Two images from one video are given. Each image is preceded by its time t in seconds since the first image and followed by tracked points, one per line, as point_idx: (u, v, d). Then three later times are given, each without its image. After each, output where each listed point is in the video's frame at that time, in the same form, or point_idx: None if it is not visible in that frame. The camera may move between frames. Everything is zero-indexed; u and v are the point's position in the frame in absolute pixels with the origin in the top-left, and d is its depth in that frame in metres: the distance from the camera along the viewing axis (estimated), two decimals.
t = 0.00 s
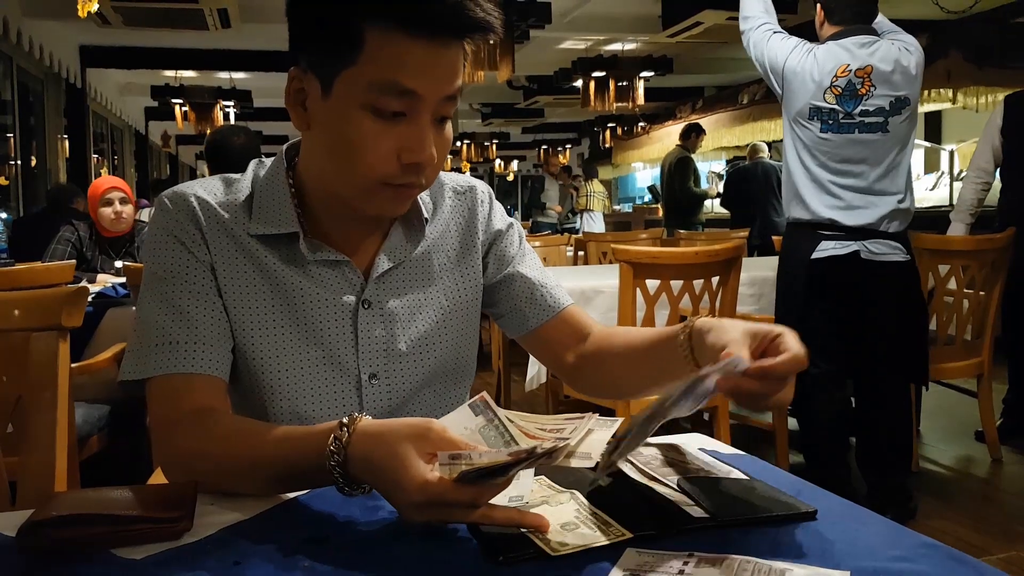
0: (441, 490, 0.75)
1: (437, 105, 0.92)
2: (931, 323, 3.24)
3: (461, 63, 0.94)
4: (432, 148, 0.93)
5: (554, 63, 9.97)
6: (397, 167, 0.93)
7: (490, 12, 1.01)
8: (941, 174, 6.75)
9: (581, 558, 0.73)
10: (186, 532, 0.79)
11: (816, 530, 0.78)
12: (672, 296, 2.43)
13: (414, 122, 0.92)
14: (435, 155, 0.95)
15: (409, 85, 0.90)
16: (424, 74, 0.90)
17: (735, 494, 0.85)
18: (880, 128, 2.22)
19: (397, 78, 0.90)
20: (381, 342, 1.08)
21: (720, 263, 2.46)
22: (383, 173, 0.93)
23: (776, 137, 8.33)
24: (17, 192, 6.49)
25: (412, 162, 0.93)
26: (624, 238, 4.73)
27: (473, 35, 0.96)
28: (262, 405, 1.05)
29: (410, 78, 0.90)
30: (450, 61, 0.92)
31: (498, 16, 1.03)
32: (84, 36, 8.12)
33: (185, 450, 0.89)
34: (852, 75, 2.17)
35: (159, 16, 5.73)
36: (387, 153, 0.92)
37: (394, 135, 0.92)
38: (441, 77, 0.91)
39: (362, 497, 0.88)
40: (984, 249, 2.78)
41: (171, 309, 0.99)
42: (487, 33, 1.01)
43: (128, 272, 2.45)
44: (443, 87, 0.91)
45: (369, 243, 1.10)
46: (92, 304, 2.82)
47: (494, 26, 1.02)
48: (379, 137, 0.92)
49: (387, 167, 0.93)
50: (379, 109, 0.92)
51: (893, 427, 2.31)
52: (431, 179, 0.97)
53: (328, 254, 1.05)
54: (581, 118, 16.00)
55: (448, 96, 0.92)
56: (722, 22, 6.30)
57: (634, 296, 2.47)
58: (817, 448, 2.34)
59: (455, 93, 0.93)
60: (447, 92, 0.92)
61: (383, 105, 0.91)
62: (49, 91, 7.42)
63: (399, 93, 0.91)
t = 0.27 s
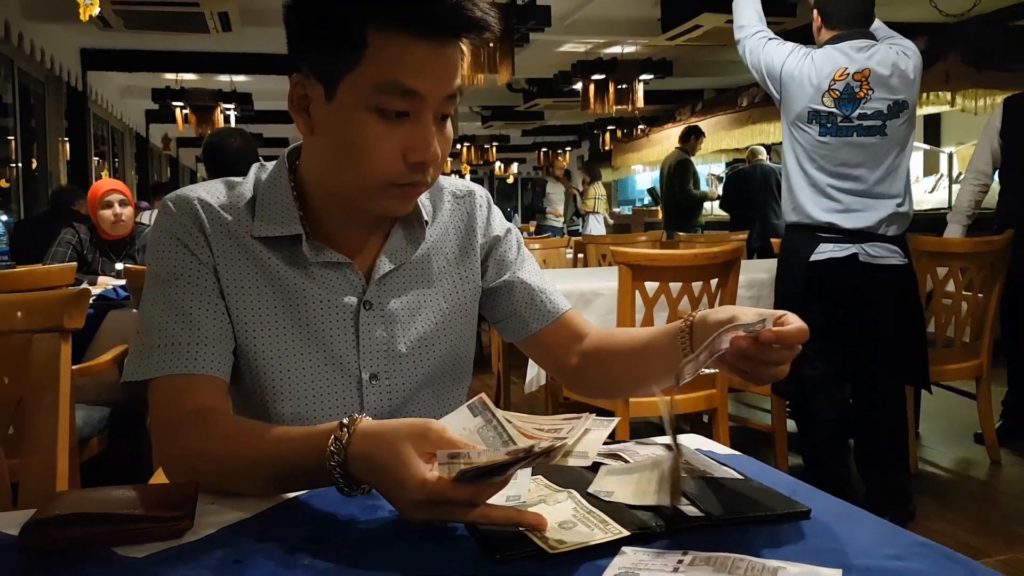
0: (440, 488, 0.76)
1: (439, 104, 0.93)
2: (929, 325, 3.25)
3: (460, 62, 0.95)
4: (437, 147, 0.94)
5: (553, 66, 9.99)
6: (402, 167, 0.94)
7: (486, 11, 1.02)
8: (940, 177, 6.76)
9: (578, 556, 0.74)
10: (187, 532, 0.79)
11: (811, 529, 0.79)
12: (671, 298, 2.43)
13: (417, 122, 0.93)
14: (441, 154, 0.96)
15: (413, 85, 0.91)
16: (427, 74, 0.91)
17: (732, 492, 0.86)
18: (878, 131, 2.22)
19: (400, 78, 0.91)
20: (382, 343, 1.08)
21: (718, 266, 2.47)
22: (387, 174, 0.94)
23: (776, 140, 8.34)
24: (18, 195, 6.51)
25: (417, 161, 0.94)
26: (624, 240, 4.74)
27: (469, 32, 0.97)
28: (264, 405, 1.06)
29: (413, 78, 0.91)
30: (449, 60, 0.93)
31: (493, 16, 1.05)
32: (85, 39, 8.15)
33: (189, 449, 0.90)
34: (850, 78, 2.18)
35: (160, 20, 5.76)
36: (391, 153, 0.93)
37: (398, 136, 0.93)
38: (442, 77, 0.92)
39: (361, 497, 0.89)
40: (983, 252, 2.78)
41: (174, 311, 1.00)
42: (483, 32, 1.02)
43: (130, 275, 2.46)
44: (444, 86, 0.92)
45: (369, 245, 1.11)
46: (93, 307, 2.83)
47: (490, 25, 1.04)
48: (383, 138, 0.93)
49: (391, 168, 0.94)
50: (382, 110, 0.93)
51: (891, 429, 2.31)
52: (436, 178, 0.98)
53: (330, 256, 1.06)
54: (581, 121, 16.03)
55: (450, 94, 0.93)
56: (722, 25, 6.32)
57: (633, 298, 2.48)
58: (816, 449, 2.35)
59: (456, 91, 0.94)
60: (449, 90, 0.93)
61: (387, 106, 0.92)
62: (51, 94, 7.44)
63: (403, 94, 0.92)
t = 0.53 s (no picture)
0: (440, 493, 0.76)
1: (439, 103, 0.93)
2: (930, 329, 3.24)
3: (459, 61, 0.95)
4: (438, 146, 0.94)
5: (553, 69, 10.00)
6: (404, 168, 0.94)
7: (484, 11, 1.02)
8: (940, 180, 6.76)
9: (577, 561, 0.73)
10: (186, 537, 0.79)
11: (814, 533, 0.78)
12: (671, 302, 2.43)
13: (418, 121, 0.93)
14: (441, 154, 0.96)
15: (414, 85, 0.91)
16: (428, 73, 0.91)
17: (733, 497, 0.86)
18: (878, 135, 2.22)
19: (401, 77, 0.91)
20: (382, 347, 1.08)
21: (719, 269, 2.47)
22: (390, 173, 0.94)
23: (776, 144, 8.35)
24: (18, 198, 6.50)
25: (419, 161, 0.94)
26: (624, 244, 4.74)
27: (467, 31, 0.97)
28: (264, 410, 1.06)
29: (414, 78, 0.91)
30: (449, 60, 0.93)
31: (491, 15, 1.05)
32: (85, 43, 8.16)
33: (191, 452, 0.89)
34: (850, 83, 2.19)
35: (160, 24, 5.76)
36: (393, 152, 0.93)
37: (399, 135, 0.93)
38: (442, 76, 0.92)
39: (360, 503, 0.88)
40: (983, 255, 2.78)
41: (174, 315, 0.99)
42: (480, 31, 1.03)
43: (130, 278, 2.46)
44: (444, 85, 0.92)
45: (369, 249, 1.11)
46: (93, 310, 2.82)
47: (489, 25, 1.04)
48: (384, 138, 0.93)
49: (393, 168, 0.94)
50: (384, 110, 0.92)
51: (893, 433, 2.31)
52: (437, 178, 0.98)
53: (330, 260, 1.06)
54: (581, 125, 16.04)
55: (449, 94, 0.93)
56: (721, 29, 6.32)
57: (633, 302, 2.47)
58: (817, 453, 2.34)
59: (455, 91, 0.94)
60: (448, 89, 0.93)
61: (388, 105, 0.92)
62: (51, 98, 7.45)
63: (404, 94, 0.92)
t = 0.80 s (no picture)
0: (440, 497, 0.76)
1: (438, 110, 0.93)
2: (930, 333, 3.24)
3: (457, 67, 0.95)
4: (437, 152, 0.94)
5: (553, 74, 10.02)
6: (404, 173, 0.94)
7: (482, 15, 1.03)
8: (940, 184, 6.77)
9: (578, 565, 0.73)
10: (185, 542, 0.79)
11: (815, 538, 0.78)
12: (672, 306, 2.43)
13: (418, 129, 0.93)
14: (441, 160, 0.96)
15: (413, 92, 0.91)
16: (428, 80, 0.91)
17: (735, 499, 0.86)
18: (880, 140, 2.22)
19: (400, 85, 0.91)
20: (380, 351, 1.08)
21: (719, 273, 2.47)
22: (389, 180, 0.94)
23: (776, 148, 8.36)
24: (19, 202, 6.51)
25: (418, 167, 0.94)
26: (623, 247, 4.74)
27: (466, 36, 0.97)
28: (262, 414, 1.06)
29: (413, 84, 0.91)
30: (448, 66, 0.93)
31: (490, 20, 1.05)
32: (85, 47, 8.17)
33: (190, 457, 0.89)
34: (852, 88, 2.19)
35: (161, 28, 5.78)
36: (393, 159, 0.93)
37: (399, 143, 0.93)
38: (442, 83, 0.92)
39: (360, 507, 0.88)
40: (983, 259, 2.78)
41: (172, 319, 0.99)
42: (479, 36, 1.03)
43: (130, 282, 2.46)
44: (444, 93, 0.92)
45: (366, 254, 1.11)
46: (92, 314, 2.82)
47: (487, 30, 1.04)
48: (385, 145, 0.93)
49: (393, 174, 0.94)
50: (383, 117, 0.92)
51: (893, 437, 2.31)
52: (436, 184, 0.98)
53: (328, 264, 1.06)
54: (581, 129, 16.06)
55: (448, 100, 0.93)
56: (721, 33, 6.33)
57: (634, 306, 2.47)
58: (818, 456, 2.34)
59: (454, 97, 0.94)
60: (448, 95, 0.93)
61: (387, 113, 0.92)
62: (51, 102, 7.46)
63: (403, 101, 0.92)
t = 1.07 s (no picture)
0: (440, 499, 0.76)
1: (437, 115, 0.93)
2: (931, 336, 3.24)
3: (457, 71, 0.95)
4: (436, 156, 0.94)
5: (553, 77, 10.03)
6: (403, 177, 0.94)
7: (481, 19, 1.03)
8: (939, 188, 6.78)
9: (579, 568, 0.73)
10: (186, 547, 0.79)
11: (816, 541, 0.78)
12: (672, 309, 2.43)
13: (417, 133, 0.93)
14: (440, 163, 0.96)
15: (412, 97, 0.91)
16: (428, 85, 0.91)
17: (736, 503, 0.86)
18: (881, 145, 2.23)
19: (400, 91, 0.91)
20: (381, 354, 1.08)
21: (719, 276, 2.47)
22: (389, 185, 0.94)
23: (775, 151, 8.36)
24: (19, 205, 6.51)
25: (418, 171, 0.94)
26: (624, 251, 4.74)
27: (465, 41, 0.97)
28: (263, 417, 1.06)
29: (411, 90, 0.91)
30: (447, 70, 0.93)
31: (489, 24, 1.05)
32: (86, 51, 8.18)
33: (190, 460, 0.89)
34: (856, 92, 2.20)
35: (161, 31, 5.78)
36: (393, 164, 0.93)
37: (398, 148, 0.93)
38: (442, 88, 0.92)
39: (360, 510, 0.88)
40: (984, 262, 2.78)
41: (173, 323, 0.99)
42: (479, 41, 1.03)
43: (130, 285, 2.46)
44: (443, 97, 0.92)
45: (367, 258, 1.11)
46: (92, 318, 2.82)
47: (486, 34, 1.04)
48: (385, 150, 0.93)
49: (392, 178, 0.94)
50: (382, 123, 0.93)
51: (893, 441, 2.31)
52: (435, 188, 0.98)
53: (330, 266, 1.06)
54: (581, 132, 16.07)
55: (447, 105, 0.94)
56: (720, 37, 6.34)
57: (634, 310, 2.47)
58: (818, 460, 2.34)
59: (452, 102, 0.94)
60: (446, 100, 0.93)
61: (387, 118, 0.92)
62: (52, 105, 7.47)
63: (402, 106, 0.92)
